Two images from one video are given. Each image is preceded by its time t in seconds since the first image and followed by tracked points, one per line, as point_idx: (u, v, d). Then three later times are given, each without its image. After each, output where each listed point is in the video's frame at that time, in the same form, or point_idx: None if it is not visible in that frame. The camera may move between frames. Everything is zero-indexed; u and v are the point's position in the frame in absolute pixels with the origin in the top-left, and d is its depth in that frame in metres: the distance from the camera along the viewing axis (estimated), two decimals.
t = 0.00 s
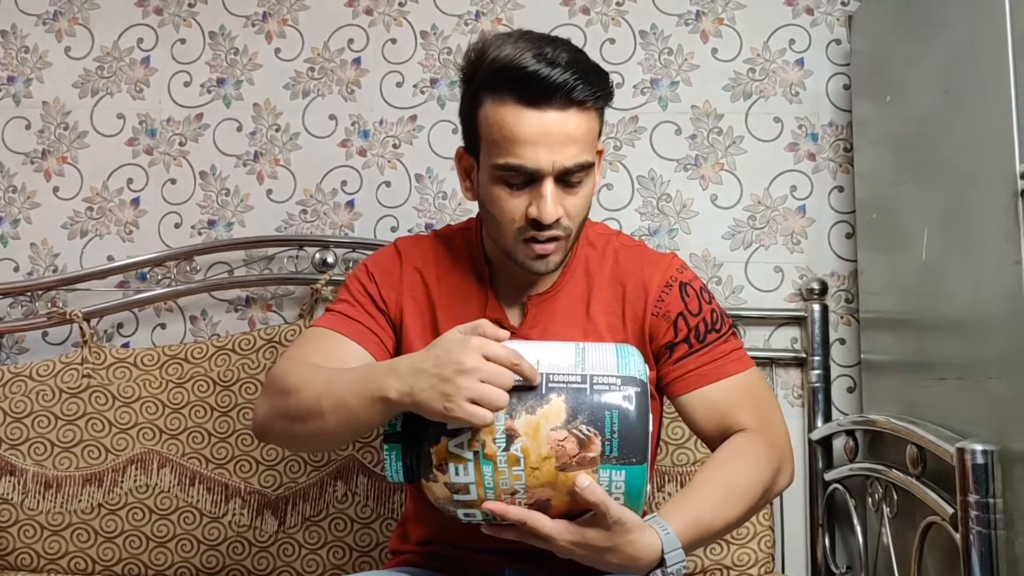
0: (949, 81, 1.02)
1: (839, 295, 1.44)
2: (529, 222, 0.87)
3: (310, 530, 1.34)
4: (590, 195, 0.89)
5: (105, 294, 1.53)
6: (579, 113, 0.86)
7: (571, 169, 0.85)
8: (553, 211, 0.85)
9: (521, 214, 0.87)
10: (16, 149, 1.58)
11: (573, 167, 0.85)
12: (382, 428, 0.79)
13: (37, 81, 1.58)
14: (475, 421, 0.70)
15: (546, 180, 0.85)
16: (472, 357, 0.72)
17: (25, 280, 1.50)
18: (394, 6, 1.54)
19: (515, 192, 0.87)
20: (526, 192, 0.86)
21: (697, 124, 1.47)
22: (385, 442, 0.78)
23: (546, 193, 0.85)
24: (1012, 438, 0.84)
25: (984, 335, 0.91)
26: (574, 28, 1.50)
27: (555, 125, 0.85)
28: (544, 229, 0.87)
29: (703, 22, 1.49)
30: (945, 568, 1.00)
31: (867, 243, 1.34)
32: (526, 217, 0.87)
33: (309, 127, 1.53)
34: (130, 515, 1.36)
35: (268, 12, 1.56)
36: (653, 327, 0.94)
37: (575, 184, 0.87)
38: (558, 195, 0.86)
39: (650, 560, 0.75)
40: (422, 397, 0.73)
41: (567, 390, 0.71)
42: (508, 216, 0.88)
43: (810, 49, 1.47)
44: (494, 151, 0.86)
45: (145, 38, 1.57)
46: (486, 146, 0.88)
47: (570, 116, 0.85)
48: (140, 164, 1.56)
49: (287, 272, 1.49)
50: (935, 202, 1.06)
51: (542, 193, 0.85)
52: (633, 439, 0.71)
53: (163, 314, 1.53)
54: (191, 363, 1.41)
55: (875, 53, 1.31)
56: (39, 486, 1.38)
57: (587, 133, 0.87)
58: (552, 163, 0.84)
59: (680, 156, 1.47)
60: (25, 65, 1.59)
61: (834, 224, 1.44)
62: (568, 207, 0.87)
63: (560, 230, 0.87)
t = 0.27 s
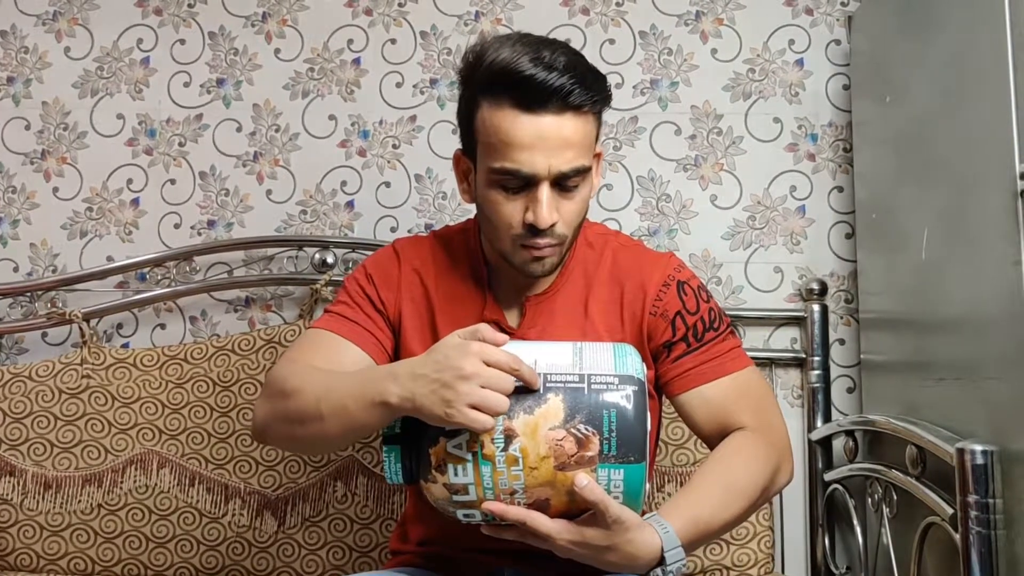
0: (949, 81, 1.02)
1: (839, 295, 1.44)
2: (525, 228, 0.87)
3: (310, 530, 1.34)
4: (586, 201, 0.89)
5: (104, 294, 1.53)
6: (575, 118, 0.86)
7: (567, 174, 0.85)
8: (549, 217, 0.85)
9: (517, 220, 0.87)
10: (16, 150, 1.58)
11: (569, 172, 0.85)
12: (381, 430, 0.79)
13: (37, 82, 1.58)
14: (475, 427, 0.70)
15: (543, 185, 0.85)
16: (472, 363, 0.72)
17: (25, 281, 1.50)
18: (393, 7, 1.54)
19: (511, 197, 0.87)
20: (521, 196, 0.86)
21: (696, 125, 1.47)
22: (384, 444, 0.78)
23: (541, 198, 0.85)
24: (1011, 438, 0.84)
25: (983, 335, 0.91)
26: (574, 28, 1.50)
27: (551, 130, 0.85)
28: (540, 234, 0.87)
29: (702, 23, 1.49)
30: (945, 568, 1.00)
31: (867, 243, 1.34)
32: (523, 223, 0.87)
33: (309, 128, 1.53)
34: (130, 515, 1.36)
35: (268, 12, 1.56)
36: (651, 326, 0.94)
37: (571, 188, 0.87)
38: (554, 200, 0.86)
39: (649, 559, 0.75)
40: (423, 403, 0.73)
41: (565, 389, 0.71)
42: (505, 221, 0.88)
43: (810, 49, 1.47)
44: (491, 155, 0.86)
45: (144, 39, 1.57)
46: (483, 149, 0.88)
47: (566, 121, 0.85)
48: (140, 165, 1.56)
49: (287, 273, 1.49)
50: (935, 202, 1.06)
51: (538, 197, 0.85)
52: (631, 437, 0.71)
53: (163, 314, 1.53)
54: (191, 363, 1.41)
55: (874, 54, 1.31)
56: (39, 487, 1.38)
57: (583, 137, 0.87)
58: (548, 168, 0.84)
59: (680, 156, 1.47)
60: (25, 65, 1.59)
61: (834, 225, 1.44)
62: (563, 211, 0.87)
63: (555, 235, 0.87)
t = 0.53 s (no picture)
0: (949, 81, 1.02)
1: (839, 295, 1.44)
2: (524, 227, 0.87)
3: (310, 530, 1.34)
4: (584, 200, 0.88)
5: (105, 294, 1.53)
6: (573, 117, 0.86)
7: (565, 173, 0.85)
8: (547, 215, 0.85)
9: (516, 219, 0.87)
10: (16, 150, 1.58)
11: (567, 171, 0.85)
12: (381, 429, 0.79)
13: (37, 82, 1.58)
14: (476, 425, 0.70)
15: (541, 184, 0.85)
16: (473, 363, 0.72)
17: (26, 281, 1.50)
18: (393, 6, 1.54)
19: (510, 196, 0.87)
20: (520, 196, 0.86)
21: (697, 124, 1.47)
22: (383, 444, 0.78)
23: (540, 197, 0.85)
24: (1012, 438, 0.84)
25: (984, 335, 0.91)
26: (574, 28, 1.50)
27: (548, 130, 0.85)
28: (539, 232, 0.87)
29: (702, 22, 1.49)
30: (945, 568, 1.00)
31: (867, 243, 1.34)
32: (522, 222, 0.87)
33: (309, 128, 1.53)
34: (131, 515, 1.36)
35: (268, 12, 1.56)
36: (650, 325, 0.94)
37: (569, 187, 0.87)
38: (553, 199, 0.86)
39: (649, 557, 0.76)
40: (424, 403, 0.73)
41: (564, 388, 0.71)
42: (504, 220, 0.88)
43: (810, 49, 1.47)
44: (489, 155, 0.86)
45: (144, 39, 1.57)
46: (481, 148, 0.88)
47: (563, 120, 0.85)
48: (140, 165, 1.56)
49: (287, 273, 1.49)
50: (935, 202, 1.06)
51: (537, 196, 0.85)
52: (630, 435, 0.71)
53: (163, 314, 1.53)
54: (191, 363, 1.41)
55: (874, 53, 1.31)
56: (39, 487, 1.38)
57: (581, 136, 0.87)
58: (546, 167, 0.84)
59: (680, 156, 1.47)
60: (25, 66, 1.59)
61: (834, 224, 1.44)
62: (562, 210, 0.87)
63: (555, 234, 0.87)
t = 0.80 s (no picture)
0: (949, 81, 1.02)
1: (839, 294, 1.44)
2: (523, 224, 0.87)
3: (311, 530, 1.34)
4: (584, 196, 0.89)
5: (105, 294, 1.53)
6: (572, 114, 0.86)
7: (564, 170, 0.85)
8: (547, 212, 0.85)
9: (516, 216, 0.87)
10: (17, 150, 1.58)
11: (566, 168, 0.85)
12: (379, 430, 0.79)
13: (37, 82, 1.58)
14: (475, 427, 0.70)
15: (540, 181, 0.85)
16: (472, 364, 0.72)
17: (26, 281, 1.50)
18: (394, 6, 1.54)
19: (509, 193, 0.87)
20: (519, 193, 0.87)
21: (697, 123, 1.47)
22: (382, 444, 0.78)
23: (539, 194, 0.85)
24: (1013, 437, 0.84)
25: (985, 334, 0.91)
26: (574, 27, 1.50)
27: (547, 126, 0.85)
28: (538, 230, 0.87)
29: (703, 21, 1.49)
30: (946, 567, 1.00)
31: (868, 242, 1.34)
32: (521, 219, 0.87)
33: (309, 127, 1.53)
34: (131, 515, 1.37)
35: (268, 12, 1.56)
36: (649, 325, 0.94)
37: (569, 184, 0.87)
38: (553, 196, 0.86)
39: (648, 557, 0.76)
40: (424, 404, 0.73)
41: (562, 388, 0.71)
42: (503, 218, 0.88)
43: (810, 48, 1.47)
44: (488, 152, 0.87)
45: (145, 38, 1.57)
46: (481, 146, 0.88)
47: (563, 117, 0.85)
48: (140, 164, 1.56)
49: (287, 272, 1.49)
50: (935, 202, 1.06)
51: (536, 194, 0.85)
52: (628, 436, 0.70)
53: (164, 314, 1.53)
54: (192, 363, 1.41)
55: (875, 52, 1.31)
56: (40, 486, 1.38)
57: (580, 133, 0.87)
58: (545, 164, 0.84)
59: (680, 155, 1.47)
60: (26, 65, 1.59)
61: (835, 224, 1.44)
62: (562, 207, 0.87)
63: (554, 230, 0.88)
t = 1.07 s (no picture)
0: (949, 81, 1.02)
1: (840, 294, 1.44)
2: (523, 216, 0.87)
3: (312, 529, 1.34)
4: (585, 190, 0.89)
5: (106, 294, 1.54)
6: (573, 107, 0.86)
7: (565, 163, 0.85)
8: (548, 206, 0.85)
9: (516, 210, 0.87)
10: (17, 150, 1.58)
11: (567, 161, 0.85)
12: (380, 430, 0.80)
13: (38, 82, 1.58)
14: (476, 428, 0.70)
15: (542, 174, 0.85)
16: (473, 366, 0.72)
17: (26, 281, 1.50)
18: (394, 5, 1.54)
19: (510, 187, 0.87)
20: (521, 186, 0.87)
21: (697, 123, 1.47)
22: (382, 445, 0.78)
23: (540, 187, 0.85)
24: (1014, 436, 0.84)
25: (985, 334, 0.91)
26: (575, 27, 1.50)
27: (547, 120, 0.85)
28: (540, 223, 0.87)
29: (703, 21, 1.49)
30: (946, 566, 1.00)
31: (868, 241, 1.34)
32: (522, 212, 0.87)
33: (310, 127, 1.53)
34: (132, 514, 1.37)
35: (269, 12, 1.56)
36: (648, 324, 0.94)
37: (570, 177, 0.87)
38: (554, 189, 0.86)
39: (648, 557, 0.76)
40: (425, 405, 0.73)
41: (562, 388, 0.72)
42: (504, 212, 0.88)
43: (811, 48, 1.47)
44: (489, 146, 0.87)
45: (145, 38, 1.58)
46: (481, 140, 0.88)
47: (563, 110, 0.86)
48: (141, 164, 1.56)
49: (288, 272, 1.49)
50: (935, 201, 1.06)
51: (537, 187, 0.85)
52: (627, 436, 0.70)
53: (164, 314, 1.53)
54: (192, 363, 1.41)
55: (875, 52, 1.31)
56: (41, 486, 1.38)
57: (581, 126, 0.87)
58: (546, 157, 0.85)
59: (681, 155, 1.47)
60: (26, 65, 1.59)
61: (835, 223, 1.44)
62: (563, 200, 0.87)
63: (555, 223, 0.87)
